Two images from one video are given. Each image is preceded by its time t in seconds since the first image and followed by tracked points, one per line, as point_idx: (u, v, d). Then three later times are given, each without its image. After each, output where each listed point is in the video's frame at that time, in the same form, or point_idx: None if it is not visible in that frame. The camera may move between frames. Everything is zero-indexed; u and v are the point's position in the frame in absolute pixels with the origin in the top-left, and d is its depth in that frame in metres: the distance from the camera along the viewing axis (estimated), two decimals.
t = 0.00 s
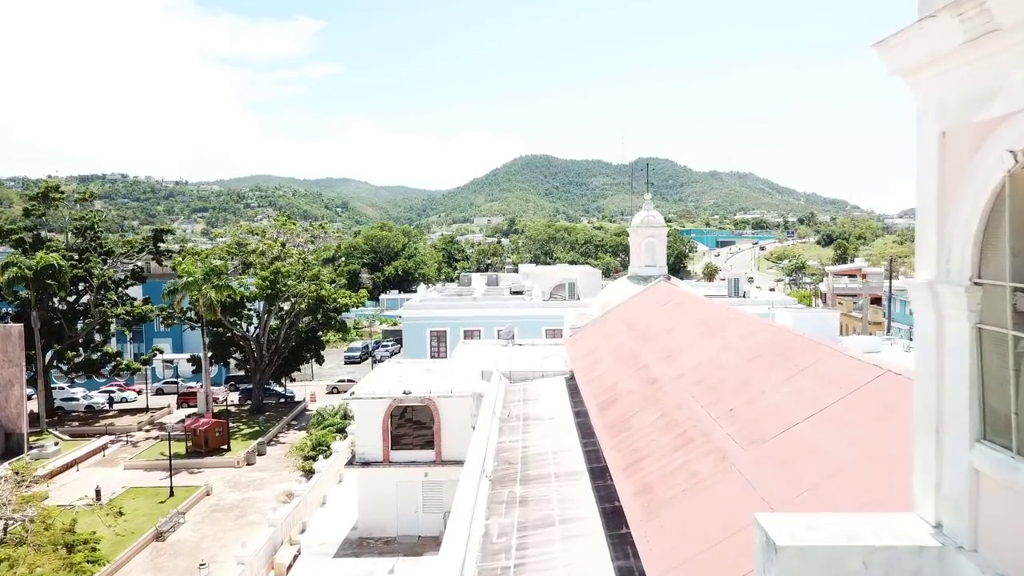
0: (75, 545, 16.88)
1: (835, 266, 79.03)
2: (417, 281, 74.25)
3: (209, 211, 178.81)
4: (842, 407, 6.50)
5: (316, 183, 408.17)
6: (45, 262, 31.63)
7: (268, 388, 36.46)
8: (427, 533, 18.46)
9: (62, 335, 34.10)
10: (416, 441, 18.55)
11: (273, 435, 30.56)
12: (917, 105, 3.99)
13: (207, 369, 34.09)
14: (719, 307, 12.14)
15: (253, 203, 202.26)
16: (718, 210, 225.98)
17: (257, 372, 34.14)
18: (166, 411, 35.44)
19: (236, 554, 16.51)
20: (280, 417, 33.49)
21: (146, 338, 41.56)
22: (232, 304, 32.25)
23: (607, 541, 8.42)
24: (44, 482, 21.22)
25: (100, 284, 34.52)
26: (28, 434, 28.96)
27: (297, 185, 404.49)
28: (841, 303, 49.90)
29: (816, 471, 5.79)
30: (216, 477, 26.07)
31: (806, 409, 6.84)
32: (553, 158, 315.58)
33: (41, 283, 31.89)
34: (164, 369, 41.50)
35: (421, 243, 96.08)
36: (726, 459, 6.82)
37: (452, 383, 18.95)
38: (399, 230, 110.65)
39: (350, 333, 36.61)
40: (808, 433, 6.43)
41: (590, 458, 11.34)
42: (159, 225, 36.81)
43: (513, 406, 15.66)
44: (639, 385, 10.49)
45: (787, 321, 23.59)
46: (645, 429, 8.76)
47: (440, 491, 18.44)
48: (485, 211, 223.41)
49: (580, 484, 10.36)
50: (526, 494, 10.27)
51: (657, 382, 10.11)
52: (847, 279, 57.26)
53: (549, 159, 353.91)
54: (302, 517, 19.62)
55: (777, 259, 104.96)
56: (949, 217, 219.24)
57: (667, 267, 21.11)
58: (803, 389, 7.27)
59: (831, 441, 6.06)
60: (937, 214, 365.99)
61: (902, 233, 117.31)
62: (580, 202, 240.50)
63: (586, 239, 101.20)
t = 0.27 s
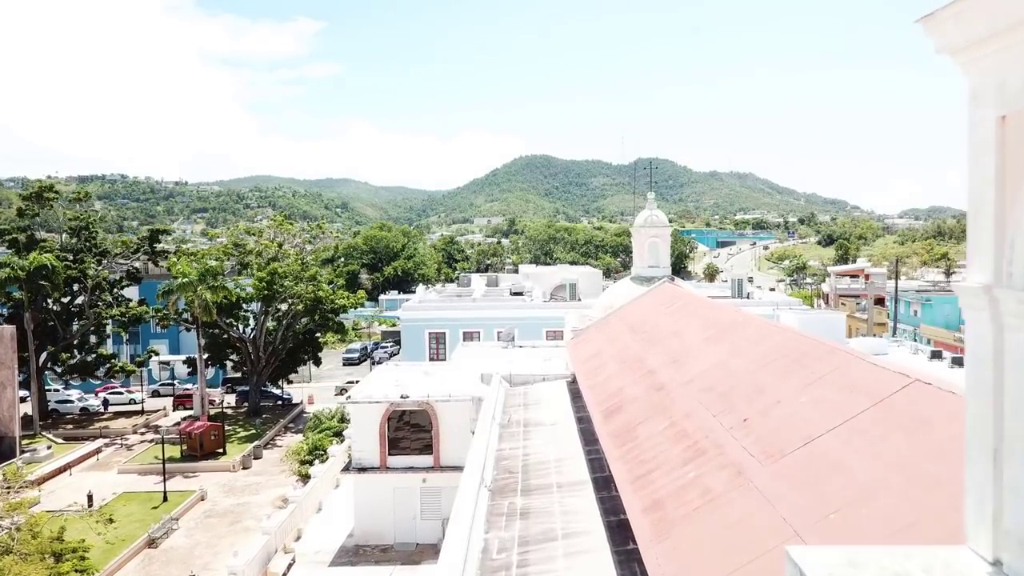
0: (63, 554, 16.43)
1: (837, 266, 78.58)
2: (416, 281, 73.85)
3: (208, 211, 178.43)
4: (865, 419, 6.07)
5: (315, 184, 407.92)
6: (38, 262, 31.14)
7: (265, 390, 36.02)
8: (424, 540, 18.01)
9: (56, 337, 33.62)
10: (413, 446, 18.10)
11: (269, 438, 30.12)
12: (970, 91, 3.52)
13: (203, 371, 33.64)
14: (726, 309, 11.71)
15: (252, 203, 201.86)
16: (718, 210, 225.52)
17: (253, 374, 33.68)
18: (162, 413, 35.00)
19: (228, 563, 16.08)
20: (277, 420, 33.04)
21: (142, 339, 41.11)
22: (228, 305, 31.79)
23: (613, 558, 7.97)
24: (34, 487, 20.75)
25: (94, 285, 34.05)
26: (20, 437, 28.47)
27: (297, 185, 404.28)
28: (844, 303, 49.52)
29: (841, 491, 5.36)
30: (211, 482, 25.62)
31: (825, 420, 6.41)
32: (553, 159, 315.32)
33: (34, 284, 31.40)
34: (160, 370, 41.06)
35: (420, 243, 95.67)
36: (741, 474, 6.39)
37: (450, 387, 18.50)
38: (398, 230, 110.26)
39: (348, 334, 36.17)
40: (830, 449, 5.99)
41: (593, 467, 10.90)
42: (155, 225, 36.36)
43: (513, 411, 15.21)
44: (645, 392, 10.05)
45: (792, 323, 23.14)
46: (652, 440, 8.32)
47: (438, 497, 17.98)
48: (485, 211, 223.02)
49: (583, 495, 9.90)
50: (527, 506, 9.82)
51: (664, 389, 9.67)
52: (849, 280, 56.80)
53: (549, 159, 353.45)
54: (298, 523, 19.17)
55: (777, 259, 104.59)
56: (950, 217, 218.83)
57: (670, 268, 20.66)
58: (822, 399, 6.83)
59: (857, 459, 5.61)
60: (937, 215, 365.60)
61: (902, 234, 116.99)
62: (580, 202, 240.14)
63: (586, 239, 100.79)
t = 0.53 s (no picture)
0: (47, 565, 15.89)
1: (838, 266, 78.08)
2: (415, 282, 73.36)
3: (208, 211, 177.95)
4: (899, 436, 5.54)
5: (315, 184, 407.58)
6: (29, 263, 30.55)
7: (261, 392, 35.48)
8: (422, 549, 17.36)
9: (48, 339, 33.04)
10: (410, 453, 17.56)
11: (264, 442, 29.58)
12: None
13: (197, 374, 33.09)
14: (735, 312, 11.18)
15: (252, 203, 201.39)
16: (718, 210, 225.07)
17: (249, 377, 33.12)
18: (156, 417, 34.47)
19: None
20: (273, 424, 32.49)
21: (137, 341, 40.54)
22: (223, 307, 31.23)
23: None
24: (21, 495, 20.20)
25: (87, 287, 33.46)
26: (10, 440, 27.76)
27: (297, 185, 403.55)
28: (847, 304, 49.04)
29: (883, 522, 4.80)
30: (205, 487, 25.08)
31: (853, 436, 5.88)
32: (553, 159, 314.99)
33: (25, 285, 30.82)
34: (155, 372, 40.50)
35: (420, 244, 95.14)
36: (761, 495, 5.84)
37: (448, 392, 17.94)
38: (398, 231, 109.75)
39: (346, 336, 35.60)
40: (864, 469, 5.44)
41: (597, 480, 10.34)
42: (149, 225, 35.81)
43: (513, 418, 14.66)
44: (653, 400, 9.53)
45: (798, 324, 22.60)
46: (661, 454, 7.77)
47: (435, 505, 17.41)
48: (485, 212, 222.51)
49: (586, 511, 9.35)
50: (527, 522, 9.27)
51: (673, 398, 9.15)
52: (852, 280, 56.28)
53: (549, 159, 352.96)
54: (291, 532, 18.61)
55: (778, 259, 104.10)
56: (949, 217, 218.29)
57: (674, 269, 20.12)
58: (847, 413, 6.31)
59: (897, 484, 5.07)
60: (937, 215, 365.15)
61: (903, 234, 116.51)
62: (580, 203, 239.68)
63: (586, 239, 100.26)
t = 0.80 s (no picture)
0: None
1: (839, 267, 77.65)
2: (414, 283, 72.90)
3: (207, 211, 177.45)
4: (933, 455, 5.06)
5: (315, 184, 407.13)
6: (20, 264, 30.05)
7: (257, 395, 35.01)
8: (418, 558, 16.82)
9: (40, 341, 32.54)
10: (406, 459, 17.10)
11: (260, 446, 29.10)
12: None
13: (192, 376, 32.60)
14: (744, 316, 10.72)
15: (251, 203, 200.85)
16: (717, 210, 224.24)
17: (245, 379, 32.63)
18: (151, 420, 34.00)
19: None
20: (269, 426, 32.01)
21: (133, 342, 40.03)
22: (218, 308, 30.75)
23: None
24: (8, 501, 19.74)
25: (80, 288, 32.96)
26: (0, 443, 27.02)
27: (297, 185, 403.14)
28: (850, 305, 48.50)
29: (919, 554, 4.33)
30: (198, 492, 24.62)
31: (881, 455, 5.40)
32: (552, 159, 314.55)
33: (16, 286, 30.31)
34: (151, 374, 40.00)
35: (419, 244, 94.60)
36: (781, 519, 5.35)
37: (446, 396, 17.46)
38: (398, 231, 109.27)
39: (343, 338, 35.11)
40: (894, 491, 4.96)
41: (600, 493, 9.86)
42: (144, 225, 35.33)
43: (512, 424, 14.18)
44: (658, 410, 9.06)
45: (802, 326, 22.12)
46: (669, 468, 7.26)
47: (432, 513, 16.94)
48: (485, 211, 222.00)
49: (589, 527, 8.87)
50: (526, 538, 8.79)
51: (680, 408, 8.67)
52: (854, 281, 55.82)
53: (549, 159, 352.58)
54: (284, 540, 18.12)
55: (779, 260, 103.63)
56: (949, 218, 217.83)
57: (678, 270, 19.63)
58: (872, 428, 5.84)
59: (933, 510, 4.59)
60: (938, 215, 364.68)
61: (904, 235, 116.05)
62: (580, 203, 239.26)
63: (587, 239, 99.77)
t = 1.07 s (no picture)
0: None
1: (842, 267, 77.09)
2: (414, 283, 72.36)
3: (207, 211, 176.95)
4: (982, 485, 4.49)
5: (315, 184, 406.70)
6: (10, 265, 29.47)
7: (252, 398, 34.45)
8: (413, 570, 16.22)
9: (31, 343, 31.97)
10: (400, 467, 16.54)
11: (254, 451, 28.54)
12: None
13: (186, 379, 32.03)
14: (754, 322, 10.16)
15: (251, 203, 200.31)
16: (717, 210, 223.68)
17: (239, 382, 32.05)
18: (144, 423, 33.43)
19: None
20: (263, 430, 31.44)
21: (128, 344, 39.47)
22: (212, 310, 30.19)
23: None
24: None
25: (72, 289, 32.38)
26: None
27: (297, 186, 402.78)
28: (854, 306, 47.90)
29: None
30: (190, 499, 24.05)
31: (918, 482, 4.84)
32: (552, 159, 314.14)
33: (6, 287, 29.74)
34: (146, 377, 39.44)
35: (419, 244, 94.09)
36: (810, 554, 4.77)
37: (442, 403, 16.90)
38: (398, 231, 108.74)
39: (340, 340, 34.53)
40: (938, 525, 4.39)
41: (602, 510, 9.28)
42: (137, 225, 34.76)
43: (509, 432, 13.62)
44: (665, 423, 8.49)
45: (808, 329, 21.55)
46: (678, 490, 6.68)
47: (428, 523, 16.37)
48: (485, 212, 221.44)
49: (591, 548, 8.30)
50: (524, 560, 8.21)
51: (689, 421, 8.10)
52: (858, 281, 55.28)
53: (549, 159, 351.86)
54: (275, 551, 17.56)
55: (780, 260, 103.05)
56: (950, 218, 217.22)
57: (682, 271, 19.09)
58: (907, 450, 5.27)
59: (986, 549, 4.03)
60: (938, 215, 364.06)
61: (905, 235, 115.50)
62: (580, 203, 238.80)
63: (587, 240, 99.20)
